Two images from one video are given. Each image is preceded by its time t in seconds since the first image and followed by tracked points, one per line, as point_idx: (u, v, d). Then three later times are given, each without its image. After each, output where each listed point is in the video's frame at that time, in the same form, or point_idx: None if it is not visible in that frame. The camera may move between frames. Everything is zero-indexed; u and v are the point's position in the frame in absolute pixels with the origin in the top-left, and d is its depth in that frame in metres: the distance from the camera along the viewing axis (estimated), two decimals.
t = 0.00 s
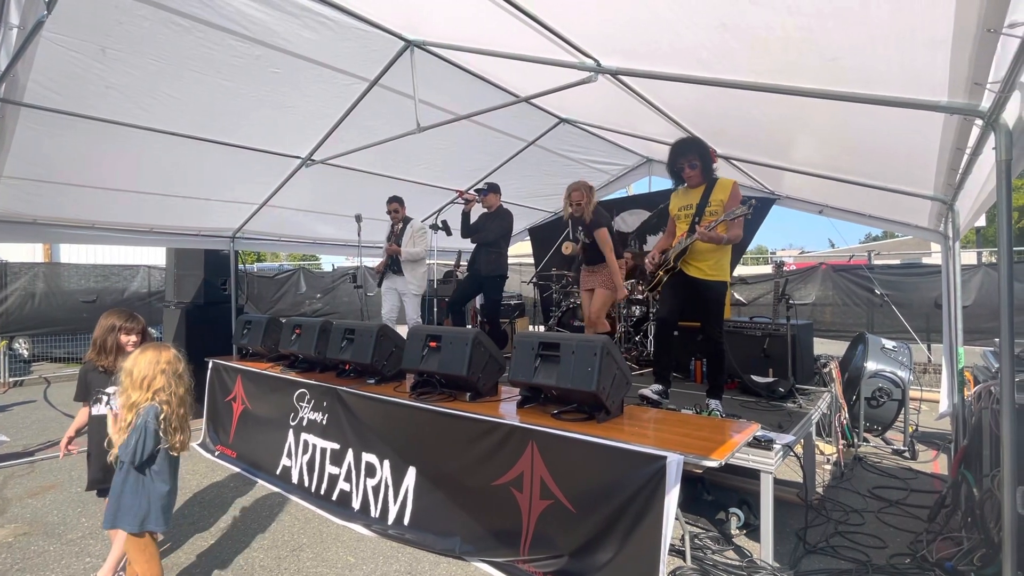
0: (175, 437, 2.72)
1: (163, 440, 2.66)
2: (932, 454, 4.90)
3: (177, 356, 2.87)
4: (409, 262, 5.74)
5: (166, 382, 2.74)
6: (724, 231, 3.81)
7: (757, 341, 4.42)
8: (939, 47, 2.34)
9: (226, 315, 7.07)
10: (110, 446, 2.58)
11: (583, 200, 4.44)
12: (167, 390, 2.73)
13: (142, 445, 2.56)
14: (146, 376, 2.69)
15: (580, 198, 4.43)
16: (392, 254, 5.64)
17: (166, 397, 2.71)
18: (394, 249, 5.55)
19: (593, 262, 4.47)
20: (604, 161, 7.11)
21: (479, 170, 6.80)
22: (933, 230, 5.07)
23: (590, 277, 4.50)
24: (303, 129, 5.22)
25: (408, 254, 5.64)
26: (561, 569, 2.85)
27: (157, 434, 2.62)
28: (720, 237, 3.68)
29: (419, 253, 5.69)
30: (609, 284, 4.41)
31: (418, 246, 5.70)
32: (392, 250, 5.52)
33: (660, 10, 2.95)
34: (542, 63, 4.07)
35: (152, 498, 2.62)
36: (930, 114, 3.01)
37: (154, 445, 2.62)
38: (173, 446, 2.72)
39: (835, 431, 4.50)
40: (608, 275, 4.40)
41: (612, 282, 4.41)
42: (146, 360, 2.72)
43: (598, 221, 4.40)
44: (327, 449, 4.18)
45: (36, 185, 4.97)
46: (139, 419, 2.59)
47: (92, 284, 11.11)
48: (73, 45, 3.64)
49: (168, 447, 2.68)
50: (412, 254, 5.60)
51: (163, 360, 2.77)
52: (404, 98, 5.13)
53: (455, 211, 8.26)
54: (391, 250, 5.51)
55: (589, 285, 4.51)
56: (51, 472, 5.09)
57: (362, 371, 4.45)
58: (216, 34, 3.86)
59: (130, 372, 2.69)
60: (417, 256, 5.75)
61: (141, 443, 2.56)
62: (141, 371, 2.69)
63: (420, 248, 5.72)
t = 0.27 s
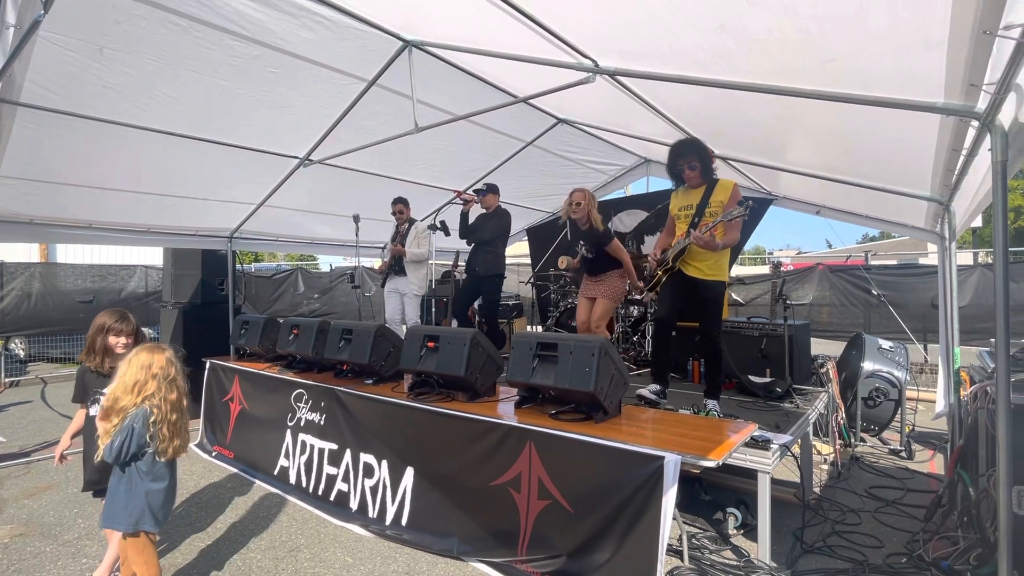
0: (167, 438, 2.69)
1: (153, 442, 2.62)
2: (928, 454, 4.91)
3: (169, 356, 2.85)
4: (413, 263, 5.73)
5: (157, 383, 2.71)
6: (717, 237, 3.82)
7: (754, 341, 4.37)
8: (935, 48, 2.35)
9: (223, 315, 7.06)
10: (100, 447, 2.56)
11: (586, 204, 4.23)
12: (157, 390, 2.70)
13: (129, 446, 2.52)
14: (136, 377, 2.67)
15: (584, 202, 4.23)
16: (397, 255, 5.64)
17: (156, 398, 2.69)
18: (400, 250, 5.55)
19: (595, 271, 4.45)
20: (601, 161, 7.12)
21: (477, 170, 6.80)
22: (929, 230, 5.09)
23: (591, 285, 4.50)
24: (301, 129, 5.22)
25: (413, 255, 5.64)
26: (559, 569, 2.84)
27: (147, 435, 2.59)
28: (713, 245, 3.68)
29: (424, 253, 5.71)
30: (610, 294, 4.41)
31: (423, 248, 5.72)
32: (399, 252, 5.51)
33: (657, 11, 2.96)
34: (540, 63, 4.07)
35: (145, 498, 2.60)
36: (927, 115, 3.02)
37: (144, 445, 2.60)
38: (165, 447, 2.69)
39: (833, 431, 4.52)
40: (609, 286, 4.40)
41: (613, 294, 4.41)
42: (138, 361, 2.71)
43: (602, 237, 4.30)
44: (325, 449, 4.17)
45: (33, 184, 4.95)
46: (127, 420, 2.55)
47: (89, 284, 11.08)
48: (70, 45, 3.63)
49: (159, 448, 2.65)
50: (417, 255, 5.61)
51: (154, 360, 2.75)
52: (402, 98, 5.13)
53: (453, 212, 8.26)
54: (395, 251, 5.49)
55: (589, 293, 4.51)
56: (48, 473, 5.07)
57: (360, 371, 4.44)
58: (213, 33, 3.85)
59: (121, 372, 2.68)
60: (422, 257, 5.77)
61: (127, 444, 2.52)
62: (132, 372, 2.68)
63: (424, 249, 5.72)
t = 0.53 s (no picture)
0: (165, 438, 2.67)
1: (152, 442, 2.61)
2: (925, 454, 4.92)
3: (165, 355, 2.82)
4: (414, 261, 5.77)
5: (152, 383, 2.69)
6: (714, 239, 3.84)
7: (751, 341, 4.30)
8: (931, 49, 2.36)
9: (221, 315, 7.04)
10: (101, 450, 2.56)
11: (593, 178, 4.55)
12: (152, 391, 2.67)
13: (129, 447, 2.54)
14: (130, 379, 2.63)
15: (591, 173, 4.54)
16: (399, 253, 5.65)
17: (152, 399, 2.66)
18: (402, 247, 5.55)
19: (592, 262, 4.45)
20: (599, 161, 7.12)
21: (474, 170, 6.80)
22: (926, 230, 5.10)
23: (588, 277, 4.49)
24: (298, 129, 5.22)
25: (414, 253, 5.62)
26: (556, 568, 2.85)
27: (145, 435, 2.58)
28: (708, 244, 3.70)
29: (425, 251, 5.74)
30: (610, 284, 4.42)
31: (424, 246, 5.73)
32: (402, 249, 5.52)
33: (655, 11, 2.97)
34: (537, 63, 4.07)
35: (146, 498, 2.59)
36: (923, 115, 3.03)
37: (143, 446, 2.59)
38: (165, 448, 2.67)
39: (829, 430, 4.47)
40: (608, 276, 4.41)
41: (613, 282, 4.42)
42: (131, 362, 2.68)
43: (608, 210, 4.51)
44: (322, 449, 4.17)
45: (29, 184, 4.94)
46: (124, 422, 2.54)
47: (85, 284, 11.03)
48: (66, 44, 3.62)
49: (158, 449, 2.63)
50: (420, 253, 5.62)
51: (149, 360, 2.72)
52: (400, 98, 5.13)
53: (451, 211, 8.26)
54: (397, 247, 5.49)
55: (587, 285, 4.49)
56: (44, 473, 5.06)
57: (358, 371, 4.44)
58: (211, 33, 3.85)
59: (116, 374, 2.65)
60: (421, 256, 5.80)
61: (129, 445, 2.54)
62: (126, 374, 2.65)
63: (425, 248, 5.77)
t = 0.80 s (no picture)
0: (167, 438, 2.68)
1: (155, 443, 2.62)
2: (921, 453, 4.94)
3: (160, 359, 2.84)
4: (414, 260, 5.83)
5: (150, 383, 2.71)
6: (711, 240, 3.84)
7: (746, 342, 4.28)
8: (926, 51, 2.37)
9: (218, 315, 7.04)
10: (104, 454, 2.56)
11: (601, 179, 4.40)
12: (152, 391, 2.69)
13: (133, 447, 2.54)
14: (128, 379, 2.65)
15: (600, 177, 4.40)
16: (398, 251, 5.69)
17: (151, 398, 2.68)
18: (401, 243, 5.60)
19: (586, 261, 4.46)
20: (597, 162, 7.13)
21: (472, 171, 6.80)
22: (923, 231, 5.12)
23: (581, 277, 4.49)
24: (296, 128, 5.21)
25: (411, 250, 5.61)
26: (553, 568, 2.86)
27: (147, 435, 2.59)
28: (705, 245, 3.70)
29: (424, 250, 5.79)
30: (603, 284, 4.40)
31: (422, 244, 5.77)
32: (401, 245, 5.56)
33: (652, 12, 2.97)
34: (535, 64, 4.08)
35: (149, 499, 2.60)
36: (919, 116, 3.04)
37: (147, 446, 2.59)
38: (168, 447, 2.68)
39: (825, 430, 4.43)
40: (600, 275, 4.39)
41: (607, 281, 4.40)
42: (129, 362, 2.70)
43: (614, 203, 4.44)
44: (320, 449, 4.17)
45: (25, 183, 4.93)
46: (125, 423, 2.56)
47: (82, 284, 11.01)
48: (63, 44, 3.61)
49: (161, 449, 2.63)
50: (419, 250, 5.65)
51: (147, 360, 2.76)
52: (398, 98, 5.13)
53: (449, 211, 8.26)
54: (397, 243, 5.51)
55: (581, 285, 4.48)
56: (40, 474, 5.04)
57: (355, 371, 4.43)
58: (208, 32, 3.84)
59: (114, 377, 2.67)
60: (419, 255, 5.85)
61: (132, 445, 2.55)
62: (124, 374, 2.67)
63: (424, 247, 5.83)
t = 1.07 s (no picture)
0: (165, 441, 2.67)
1: (154, 445, 2.62)
2: (917, 452, 4.96)
3: (162, 358, 2.83)
4: (413, 257, 5.78)
5: (149, 384, 2.69)
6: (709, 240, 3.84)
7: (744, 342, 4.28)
8: (922, 52, 2.38)
9: (216, 316, 7.03)
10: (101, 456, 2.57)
11: (602, 187, 4.54)
12: (151, 392, 2.68)
13: (130, 450, 2.54)
14: (129, 380, 2.65)
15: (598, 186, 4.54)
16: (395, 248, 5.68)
17: (150, 400, 2.66)
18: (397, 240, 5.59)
19: (581, 262, 4.44)
20: (595, 162, 7.14)
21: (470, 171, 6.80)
22: (919, 231, 5.14)
23: (574, 278, 4.47)
24: (293, 128, 5.20)
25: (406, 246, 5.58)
26: (551, 568, 2.86)
27: (145, 437, 2.59)
28: (703, 245, 3.71)
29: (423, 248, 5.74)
30: (597, 285, 4.36)
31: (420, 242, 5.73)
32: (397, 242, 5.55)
33: (649, 13, 2.98)
34: (532, 64, 4.09)
35: (146, 502, 2.60)
36: (915, 117, 3.05)
37: (144, 449, 2.59)
38: (165, 450, 2.67)
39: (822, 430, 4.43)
40: (594, 276, 4.36)
41: (600, 282, 4.37)
42: (130, 363, 2.69)
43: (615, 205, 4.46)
44: (318, 449, 4.17)
45: (22, 183, 4.92)
46: (127, 424, 2.56)
47: (79, 284, 10.98)
48: (60, 43, 3.60)
49: (159, 450, 2.63)
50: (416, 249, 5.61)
51: (148, 361, 2.75)
52: (396, 98, 5.13)
53: (447, 212, 8.26)
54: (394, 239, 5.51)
55: (574, 286, 4.46)
56: (37, 475, 5.03)
57: (353, 371, 4.43)
58: (205, 32, 3.84)
59: (115, 377, 2.68)
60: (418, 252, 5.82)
61: (129, 448, 2.54)
62: (125, 375, 2.67)
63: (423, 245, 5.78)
